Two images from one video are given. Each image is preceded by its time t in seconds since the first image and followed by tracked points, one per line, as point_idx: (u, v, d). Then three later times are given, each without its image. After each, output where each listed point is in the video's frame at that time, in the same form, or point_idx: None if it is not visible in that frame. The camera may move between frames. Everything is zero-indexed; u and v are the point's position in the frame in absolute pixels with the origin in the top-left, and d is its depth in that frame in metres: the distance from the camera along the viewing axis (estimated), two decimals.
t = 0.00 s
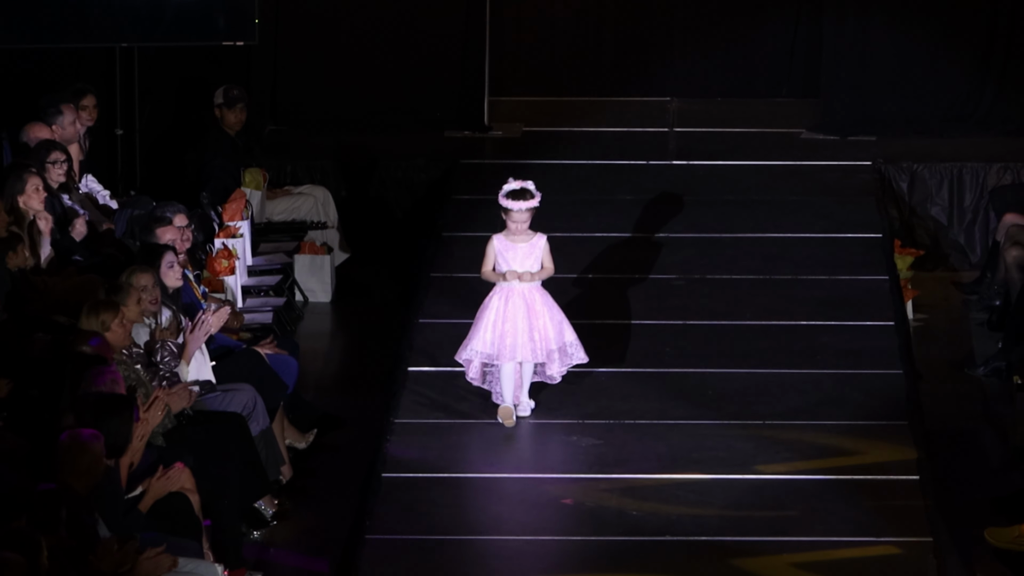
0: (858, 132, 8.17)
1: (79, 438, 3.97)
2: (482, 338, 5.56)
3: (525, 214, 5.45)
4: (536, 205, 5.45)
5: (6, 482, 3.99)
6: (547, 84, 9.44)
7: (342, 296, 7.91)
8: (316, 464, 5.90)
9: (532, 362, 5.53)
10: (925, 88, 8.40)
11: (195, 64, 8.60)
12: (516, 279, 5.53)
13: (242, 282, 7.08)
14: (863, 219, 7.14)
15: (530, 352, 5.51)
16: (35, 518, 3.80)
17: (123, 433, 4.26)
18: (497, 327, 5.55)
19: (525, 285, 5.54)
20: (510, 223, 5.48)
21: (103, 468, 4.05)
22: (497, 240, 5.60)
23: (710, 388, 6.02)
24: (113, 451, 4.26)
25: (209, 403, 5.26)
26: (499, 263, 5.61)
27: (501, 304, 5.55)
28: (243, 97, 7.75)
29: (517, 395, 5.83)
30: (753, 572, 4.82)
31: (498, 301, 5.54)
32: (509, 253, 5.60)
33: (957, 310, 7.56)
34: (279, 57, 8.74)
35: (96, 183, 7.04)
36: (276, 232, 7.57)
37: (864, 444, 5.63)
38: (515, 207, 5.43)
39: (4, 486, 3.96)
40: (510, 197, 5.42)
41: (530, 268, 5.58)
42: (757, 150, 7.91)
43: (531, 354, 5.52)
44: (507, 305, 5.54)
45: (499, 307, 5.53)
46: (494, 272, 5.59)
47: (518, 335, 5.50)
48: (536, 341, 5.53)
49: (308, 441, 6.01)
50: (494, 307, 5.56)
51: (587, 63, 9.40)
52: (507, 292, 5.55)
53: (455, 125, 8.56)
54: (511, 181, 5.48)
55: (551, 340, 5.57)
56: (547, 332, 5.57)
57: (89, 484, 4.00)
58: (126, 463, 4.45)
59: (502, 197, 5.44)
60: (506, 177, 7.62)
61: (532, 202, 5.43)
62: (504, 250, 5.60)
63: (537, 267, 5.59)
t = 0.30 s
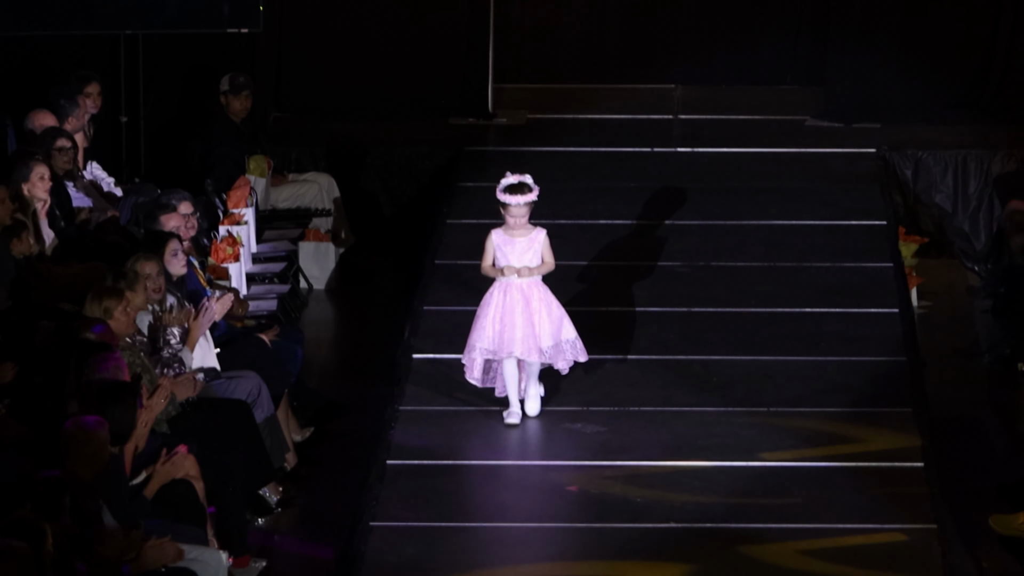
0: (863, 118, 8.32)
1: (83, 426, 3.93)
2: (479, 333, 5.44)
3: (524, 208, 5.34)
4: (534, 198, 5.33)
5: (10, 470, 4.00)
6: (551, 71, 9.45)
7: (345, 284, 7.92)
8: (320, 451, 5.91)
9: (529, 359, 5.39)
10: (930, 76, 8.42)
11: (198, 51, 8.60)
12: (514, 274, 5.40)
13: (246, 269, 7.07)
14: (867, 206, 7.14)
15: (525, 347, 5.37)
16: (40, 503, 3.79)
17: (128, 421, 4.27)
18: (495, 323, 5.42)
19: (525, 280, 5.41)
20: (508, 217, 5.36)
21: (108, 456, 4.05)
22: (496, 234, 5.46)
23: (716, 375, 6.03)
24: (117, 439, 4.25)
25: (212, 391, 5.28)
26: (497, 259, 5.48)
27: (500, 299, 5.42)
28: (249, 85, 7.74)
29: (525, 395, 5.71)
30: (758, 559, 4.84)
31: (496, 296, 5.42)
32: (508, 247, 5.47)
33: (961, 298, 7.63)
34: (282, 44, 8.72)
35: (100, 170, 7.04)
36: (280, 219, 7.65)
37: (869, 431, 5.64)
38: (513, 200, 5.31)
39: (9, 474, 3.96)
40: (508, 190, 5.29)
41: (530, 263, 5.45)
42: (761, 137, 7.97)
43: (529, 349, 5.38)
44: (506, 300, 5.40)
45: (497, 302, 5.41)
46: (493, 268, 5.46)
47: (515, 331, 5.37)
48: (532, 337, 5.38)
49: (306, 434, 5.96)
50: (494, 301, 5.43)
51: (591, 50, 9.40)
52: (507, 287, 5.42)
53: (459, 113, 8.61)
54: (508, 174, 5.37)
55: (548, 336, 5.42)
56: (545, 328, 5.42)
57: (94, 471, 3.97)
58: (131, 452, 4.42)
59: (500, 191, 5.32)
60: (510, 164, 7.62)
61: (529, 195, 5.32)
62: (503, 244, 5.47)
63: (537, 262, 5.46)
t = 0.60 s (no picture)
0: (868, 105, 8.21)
1: (87, 413, 3.93)
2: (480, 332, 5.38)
3: (534, 212, 5.17)
4: (545, 202, 5.16)
5: (15, 458, 4.00)
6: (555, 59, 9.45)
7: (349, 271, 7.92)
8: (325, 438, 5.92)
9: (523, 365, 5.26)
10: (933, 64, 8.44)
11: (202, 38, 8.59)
12: (519, 279, 5.26)
13: (251, 256, 7.09)
14: (872, 193, 7.14)
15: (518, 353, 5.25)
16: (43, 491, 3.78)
17: (132, 409, 4.27)
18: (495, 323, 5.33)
19: (529, 285, 5.27)
20: (517, 220, 5.20)
21: (113, 443, 4.05)
22: (503, 236, 5.34)
23: (720, 362, 6.03)
24: (122, 426, 4.26)
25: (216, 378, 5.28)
26: (504, 260, 5.34)
27: (502, 300, 5.32)
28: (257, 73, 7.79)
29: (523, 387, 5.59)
30: (764, 546, 4.85)
31: (499, 296, 5.32)
32: (514, 249, 5.33)
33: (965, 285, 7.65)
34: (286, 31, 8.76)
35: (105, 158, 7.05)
36: (285, 206, 7.66)
37: (875, 419, 5.64)
38: (523, 204, 5.14)
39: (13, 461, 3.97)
40: (518, 193, 5.13)
41: (536, 267, 5.31)
42: (765, 125, 7.96)
43: (524, 355, 5.25)
44: (508, 302, 5.30)
45: (498, 302, 5.31)
46: (499, 270, 5.34)
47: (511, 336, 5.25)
48: (526, 344, 5.25)
49: (317, 414, 6.01)
50: (496, 302, 5.34)
51: (594, 37, 9.41)
52: (510, 289, 5.30)
53: (463, 100, 8.61)
54: (519, 175, 5.20)
55: (545, 344, 5.27)
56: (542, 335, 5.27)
57: (98, 458, 3.96)
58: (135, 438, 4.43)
59: (509, 193, 5.16)
60: (515, 152, 7.63)
61: (540, 199, 5.15)
62: (510, 246, 5.34)
63: (544, 266, 5.31)
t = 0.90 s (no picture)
0: (872, 93, 8.26)
1: (87, 399, 3.97)
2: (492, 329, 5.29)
3: (544, 203, 5.17)
4: (557, 193, 5.16)
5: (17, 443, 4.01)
6: (560, 46, 9.45)
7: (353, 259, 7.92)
8: (329, 425, 5.93)
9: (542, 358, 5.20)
10: (939, 51, 8.45)
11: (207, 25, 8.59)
12: (531, 273, 5.20)
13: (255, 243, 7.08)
14: (877, 180, 7.13)
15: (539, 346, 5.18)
16: (47, 476, 3.79)
17: (135, 395, 4.28)
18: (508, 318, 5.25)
19: (541, 279, 5.21)
20: (528, 211, 5.19)
21: (115, 430, 4.06)
22: (515, 229, 5.27)
23: (725, 350, 6.03)
24: (125, 412, 4.26)
25: (221, 365, 5.30)
26: (515, 254, 5.28)
27: (514, 295, 5.25)
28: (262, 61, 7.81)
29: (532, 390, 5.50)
30: (770, 532, 4.87)
31: (510, 292, 5.25)
32: (525, 243, 5.26)
33: (971, 273, 7.66)
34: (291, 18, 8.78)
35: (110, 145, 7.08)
36: (289, 194, 7.60)
37: (879, 406, 5.64)
38: (534, 195, 5.14)
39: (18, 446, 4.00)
40: (528, 184, 5.13)
41: (548, 260, 5.25)
42: (771, 112, 7.95)
43: (540, 350, 5.20)
44: (520, 297, 5.23)
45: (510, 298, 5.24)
46: (510, 263, 5.27)
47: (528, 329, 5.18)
48: (545, 336, 5.20)
49: (315, 409, 5.98)
50: (507, 296, 5.27)
51: (600, 24, 9.40)
52: (521, 283, 5.24)
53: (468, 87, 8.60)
54: (530, 168, 5.19)
55: (563, 336, 5.22)
56: (559, 328, 5.22)
57: (100, 444, 4.00)
58: (140, 423, 4.44)
59: (520, 185, 5.16)
60: (520, 140, 7.64)
61: (551, 189, 5.14)
62: (521, 240, 5.27)
63: (555, 260, 5.26)
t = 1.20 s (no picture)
0: (876, 81, 8.25)
1: (93, 386, 3.98)
2: (501, 336, 5.19)
3: (546, 207, 5.06)
4: (557, 196, 5.05)
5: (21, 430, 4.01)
6: (565, 32, 9.44)
7: (358, 247, 7.93)
8: (334, 412, 5.95)
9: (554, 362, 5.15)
10: (943, 38, 8.44)
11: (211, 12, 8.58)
12: (537, 278, 5.12)
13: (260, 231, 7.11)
14: (882, 168, 7.11)
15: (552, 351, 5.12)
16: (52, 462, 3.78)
17: (140, 383, 4.29)
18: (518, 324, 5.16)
19: (548, 284, 5.15)
20: (530, 216, 5.10)
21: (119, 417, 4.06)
22: (518, 235, 5.24)
23: (729, 337, 6.03)
24: (130, 399, 4.27)
25: (226, 352, 5.29)
26: (519, 260, 5.25)
27: (523, 301, 5.16)
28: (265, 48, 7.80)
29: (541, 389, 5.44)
30: (773, 519, 4.88)
31: (519, 298, 5.15)
32: (530, 248, 5.24)
33: (974, 260, 7.67)
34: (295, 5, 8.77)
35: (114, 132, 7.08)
36: (294, 180, 7.70)
37: (883, 393, 5.65)
38: (535, 199, 5.04)
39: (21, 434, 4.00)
40: (530, 188, 5.03)
41: (553, 265, 5.22)
42: (775, 99, 7.94)
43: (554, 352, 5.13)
44: (529, 302, 5.14)
45: (519, 304, 5.15)
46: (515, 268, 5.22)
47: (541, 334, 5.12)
48: (557, 340, 5.14)
49: (325, 390, 6.01)
50: (515, 302, 5.17)
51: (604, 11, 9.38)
52: (530, 289, 5.16)
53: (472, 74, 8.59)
54: (530, 172, 5.11)
55: (573, 339, 5.18)
56: (569, 331, 5.18)
57: (106, 432, 4.00)
58: (144, 408, 4.48)
59: (521, 189, 5.07)
60: (524, 127, 7.63)
61: (552, 193, 5.04)
62: (526, 245, 5.24)
63: (561, 264, 5.23)
